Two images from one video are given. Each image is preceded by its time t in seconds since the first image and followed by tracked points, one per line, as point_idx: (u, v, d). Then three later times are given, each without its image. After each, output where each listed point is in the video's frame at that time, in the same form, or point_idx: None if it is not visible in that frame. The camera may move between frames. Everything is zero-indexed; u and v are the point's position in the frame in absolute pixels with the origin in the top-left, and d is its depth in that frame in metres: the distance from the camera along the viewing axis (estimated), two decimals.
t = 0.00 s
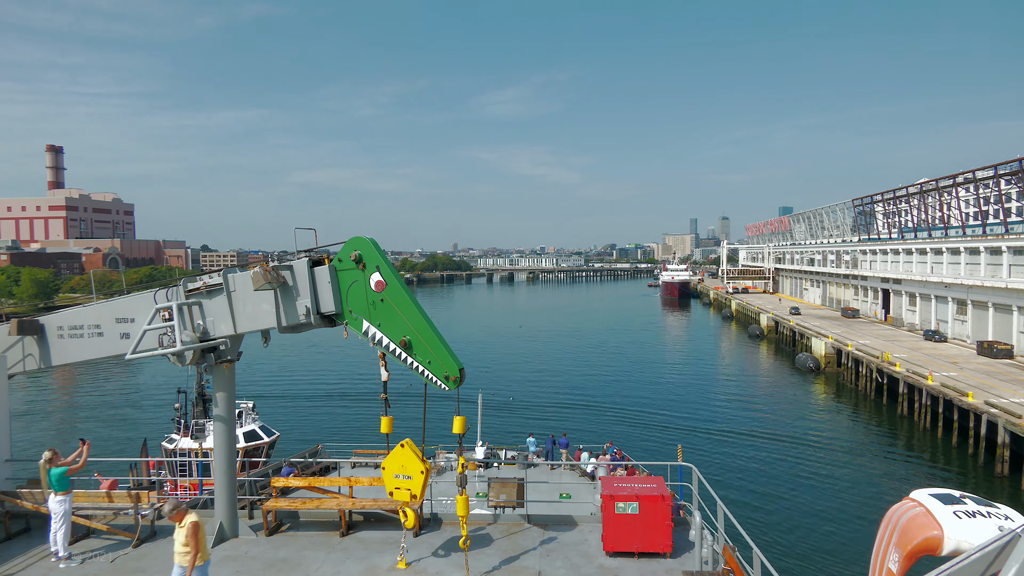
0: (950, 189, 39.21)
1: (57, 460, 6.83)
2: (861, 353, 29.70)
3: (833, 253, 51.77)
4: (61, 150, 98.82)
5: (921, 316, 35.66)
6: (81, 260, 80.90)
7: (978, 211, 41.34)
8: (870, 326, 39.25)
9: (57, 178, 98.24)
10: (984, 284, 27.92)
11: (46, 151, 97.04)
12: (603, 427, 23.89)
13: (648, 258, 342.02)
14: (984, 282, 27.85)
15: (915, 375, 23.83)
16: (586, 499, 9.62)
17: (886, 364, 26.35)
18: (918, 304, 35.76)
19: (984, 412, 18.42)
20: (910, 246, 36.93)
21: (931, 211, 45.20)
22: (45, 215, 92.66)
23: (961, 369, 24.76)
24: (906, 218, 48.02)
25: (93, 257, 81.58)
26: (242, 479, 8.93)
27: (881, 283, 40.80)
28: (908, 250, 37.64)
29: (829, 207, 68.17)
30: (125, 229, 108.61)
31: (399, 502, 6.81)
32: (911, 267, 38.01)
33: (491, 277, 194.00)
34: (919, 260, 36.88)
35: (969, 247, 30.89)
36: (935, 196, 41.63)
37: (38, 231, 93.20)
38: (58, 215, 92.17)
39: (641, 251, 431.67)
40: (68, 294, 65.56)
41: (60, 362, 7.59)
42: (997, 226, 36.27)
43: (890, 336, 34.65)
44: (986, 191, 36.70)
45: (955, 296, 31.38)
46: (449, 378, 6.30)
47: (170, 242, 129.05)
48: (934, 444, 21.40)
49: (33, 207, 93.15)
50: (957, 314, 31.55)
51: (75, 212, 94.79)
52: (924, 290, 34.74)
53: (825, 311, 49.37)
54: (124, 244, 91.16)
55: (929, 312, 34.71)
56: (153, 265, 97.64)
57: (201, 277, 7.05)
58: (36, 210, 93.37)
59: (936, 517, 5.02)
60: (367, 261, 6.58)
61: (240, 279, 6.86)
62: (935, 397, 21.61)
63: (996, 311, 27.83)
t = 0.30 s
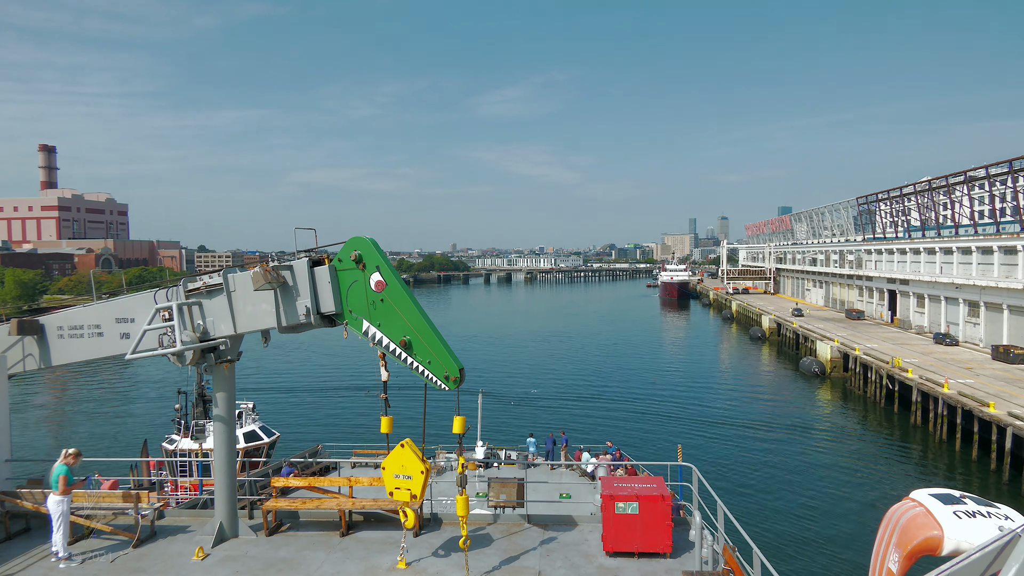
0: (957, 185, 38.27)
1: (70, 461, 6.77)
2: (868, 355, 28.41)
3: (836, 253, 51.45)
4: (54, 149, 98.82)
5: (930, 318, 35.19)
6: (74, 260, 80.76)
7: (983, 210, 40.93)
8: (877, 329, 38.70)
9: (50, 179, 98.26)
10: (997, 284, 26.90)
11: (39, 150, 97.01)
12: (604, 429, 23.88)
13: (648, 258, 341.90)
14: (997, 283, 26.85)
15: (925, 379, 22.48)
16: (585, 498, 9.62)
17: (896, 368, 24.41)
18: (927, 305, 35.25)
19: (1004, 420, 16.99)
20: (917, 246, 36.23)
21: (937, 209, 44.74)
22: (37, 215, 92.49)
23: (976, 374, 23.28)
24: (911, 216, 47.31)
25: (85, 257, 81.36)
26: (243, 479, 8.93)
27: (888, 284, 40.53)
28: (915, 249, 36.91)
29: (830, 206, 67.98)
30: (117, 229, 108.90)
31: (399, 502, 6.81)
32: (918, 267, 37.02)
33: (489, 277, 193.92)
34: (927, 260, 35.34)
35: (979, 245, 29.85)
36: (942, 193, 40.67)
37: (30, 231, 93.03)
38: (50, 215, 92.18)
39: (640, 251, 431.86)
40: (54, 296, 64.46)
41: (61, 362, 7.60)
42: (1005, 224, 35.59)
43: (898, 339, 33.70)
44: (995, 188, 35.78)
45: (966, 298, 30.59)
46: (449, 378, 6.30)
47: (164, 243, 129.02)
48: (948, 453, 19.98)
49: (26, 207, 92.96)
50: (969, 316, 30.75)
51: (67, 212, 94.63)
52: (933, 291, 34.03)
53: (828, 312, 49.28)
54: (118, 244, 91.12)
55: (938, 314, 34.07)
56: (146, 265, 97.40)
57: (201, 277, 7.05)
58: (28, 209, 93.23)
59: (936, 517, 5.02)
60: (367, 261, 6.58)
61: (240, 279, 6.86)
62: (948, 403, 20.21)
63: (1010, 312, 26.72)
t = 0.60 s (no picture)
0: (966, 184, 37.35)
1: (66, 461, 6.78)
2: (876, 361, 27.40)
3: (838, 253, 51.06)
4: (45, 148, 98.71)
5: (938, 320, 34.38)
6: (66, 261, 80.60)
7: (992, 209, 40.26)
8: (882, 332, 37.91)
9: (42, 178, 98.31)
10: (1011, 287, 25.95)
11: (32, 149, 97.05)
12: (604, 430, 23.87)
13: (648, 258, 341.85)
14: (1011, 286, 25.87)
15: (939, 388, 21.43)
16: (586, 498, 9.62)
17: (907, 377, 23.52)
18: (934, 306, 34.39)
19: None
20: (924, 246, 35.33)
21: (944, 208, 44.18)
22: (29, 214, 92.52)
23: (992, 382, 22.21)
24: (916, 215, 46.58)
25: (76, 257, 81.23)
26: (243, 479, 8.94)
27: (893, 285, 39.75)
28: (922, 249, 36.04)
29: (830, 206, 67.62)
30: (110, 229, 109.02)
31: (399, 502, 6.81)
32: (926, 267, 36.11)
33: (488, 277, 193.93)
34: (935, 260, 34.93)
35: (992, 246, 28.89)
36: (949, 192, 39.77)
37: (22, 231, 92.96)
38: (42, 215, 92.26)
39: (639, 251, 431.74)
40: (41, 296, 63.51)
41: (61, 362, 7.60)
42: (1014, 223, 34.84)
43: (905, 343, 32.72)
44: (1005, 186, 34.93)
45: (976, 300, 29.65)
46: (449, 378, 6.30)
47: (158, 243, 128.98)
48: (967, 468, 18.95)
49: (18, 207, 93.01)
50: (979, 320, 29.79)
51: (60, 211, 94.54)
52: (941, 293, 33.11)
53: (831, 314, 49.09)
54: (110, 244, 91.11)
55: (945, 317, 33.21)
56: (139, 266, 97.24)
57: (201, 277, 7.05)
58: (20, 209, 93.24)
59: (936, 517, 5.02)
60: (367, 261, 6.58)
61: (240, 279, 6.86)
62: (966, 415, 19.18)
63: None
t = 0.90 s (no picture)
0: (975, 182, 36.46)
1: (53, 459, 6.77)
2: (883, 366, 25.81)
3: (842, 252, 50.62)
4: (37, 147, 98.86)
5: (948, 323, 33.32)
6: (57, 260, 80.37)
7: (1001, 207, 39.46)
8: (888, 335, 37.01)
9: (35, 177, 98.23)
10: None
11: (24, 148, 96.97)
12: (604, 431, 23.88)
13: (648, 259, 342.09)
14: None
15: (954, 396, 19.79)
16: (585, 499, 9.61)
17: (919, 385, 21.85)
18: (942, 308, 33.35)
19: None
20: (933, 246, 34.38)
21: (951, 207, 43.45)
22: (21, 214, 92.47)
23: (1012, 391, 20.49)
24: (922, 213, 45.82)
25: (69, 258, 81.02)
26: (243, 479, 8.93)
27: (899, 287, 38.82)
28: (930, 248, 35.15)
29: (832, 205, 67.06)
30: (103, 228, 109.07)
31: (399, 502, 6.81)
32: (933, 267, 35.16)
33: (486, 278, 193.79)
34: (944, 261, 33.94)
35: (1004, 245, 27.96)
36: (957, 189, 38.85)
37: (13, 230, 92.87)
38: (33, 214, 92.29)
39: (638, 251, 431.99)
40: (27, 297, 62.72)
41: (61, 362, 7.60)
42: None
43: (914, 348, 31.40)
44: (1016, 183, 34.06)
45: (988, 302, 28.68)
46: (449, 378, 6.30)
47: (151, 243, 128.78)
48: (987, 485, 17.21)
49: (9, 207, 92.95)
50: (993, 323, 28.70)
51: (52, 211, 94.49)
52: (951, 297, 32.22)
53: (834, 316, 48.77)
54: (103, 244, 90.96)
55: (955, 319, 32.31)
56: (132, 266, 97.03)
57: (201, 278, 7.05)
58: (11, 208, 93.15)
59: (936, 517, 5.02)
60: (366, 261, 6.58)
61: (240, 279, 6.87)
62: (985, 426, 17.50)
63: None
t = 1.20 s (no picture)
0: (987, 179, 35.37)
1: (52, 459, 6.84)
2: (895, 373, 24.88)
3: (849, 252, 49.97)
4: (31, 146, 98.87)
5: (959, 326, 32.36)
6: (51, 260, 80.28)
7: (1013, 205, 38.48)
8: (896, 338, 36.02)
9: (29, 176, 98.19)
10: None
11: (17, 146, 96.81)
12: (604, 432, 23.88)
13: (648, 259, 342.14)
14: None
15: (975, 407, 18.90)
16: (585, 499, 9.62)
17: (935, 394, 20.95)
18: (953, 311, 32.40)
19: None
20: (945, 246, 33.31)
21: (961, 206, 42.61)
22: (15, 213, 92.49)
23: None
24: (930, 213, 44.89)
25: (63, 257, 80.93)
26: (243, 479, 8.94)
27: (908, 288, 37.80)
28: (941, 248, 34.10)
29: (835, 204, 66.41)
30: (98, 228, 109.16)
31: (399, 502, 6.81)
32: (945, 268, 34.12)
33: (486, 278, 193.74)
34: (956, 262, 32.88)
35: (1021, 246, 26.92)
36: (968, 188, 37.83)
37: (7, 229, 92.81)
38: (28, 213, 92.33)
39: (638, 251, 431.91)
40: (16, 298, 62.28)
41: (61, 362, 7.60)
42: None
43: (925, 352, 30.42)
44: None
45: (1004, 304, 27.64)
46: (449, 378, 6.30)
47: (146, 242, 128.70)
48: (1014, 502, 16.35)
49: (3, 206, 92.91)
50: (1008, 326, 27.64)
51: (45, 210, 94.48)
52: (963, 298, 31.13)
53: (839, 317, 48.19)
54: (97, 244, 90.87)
55: (968, 322, 31.25)
56: (128, 266, 96.85)
57: (201, 277, 7.05)
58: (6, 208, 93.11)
59: (936, 517, 5.02)
60: (367, 261, 6.58)
61: (240, 279, 6.86)
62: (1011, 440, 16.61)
63: None
